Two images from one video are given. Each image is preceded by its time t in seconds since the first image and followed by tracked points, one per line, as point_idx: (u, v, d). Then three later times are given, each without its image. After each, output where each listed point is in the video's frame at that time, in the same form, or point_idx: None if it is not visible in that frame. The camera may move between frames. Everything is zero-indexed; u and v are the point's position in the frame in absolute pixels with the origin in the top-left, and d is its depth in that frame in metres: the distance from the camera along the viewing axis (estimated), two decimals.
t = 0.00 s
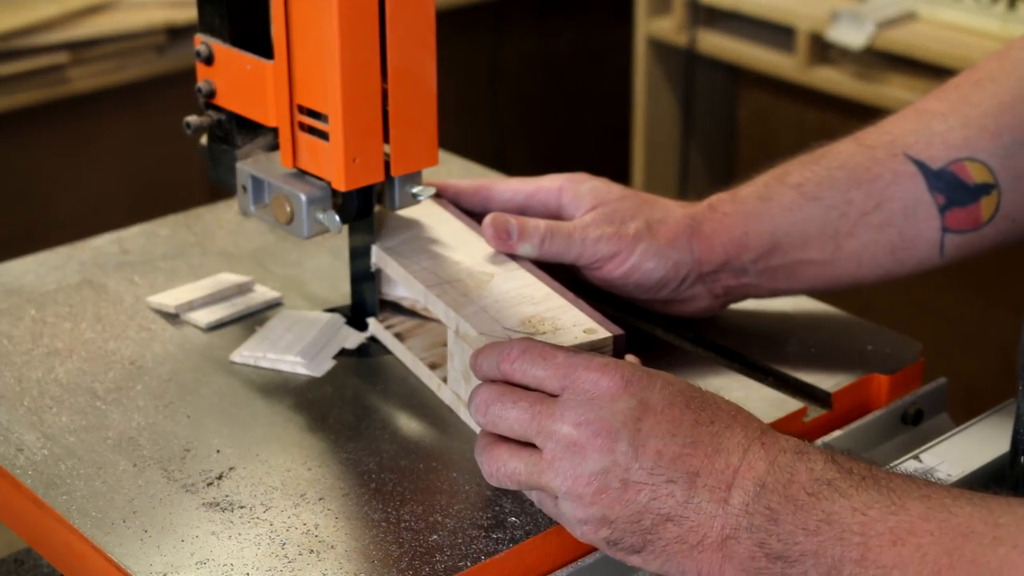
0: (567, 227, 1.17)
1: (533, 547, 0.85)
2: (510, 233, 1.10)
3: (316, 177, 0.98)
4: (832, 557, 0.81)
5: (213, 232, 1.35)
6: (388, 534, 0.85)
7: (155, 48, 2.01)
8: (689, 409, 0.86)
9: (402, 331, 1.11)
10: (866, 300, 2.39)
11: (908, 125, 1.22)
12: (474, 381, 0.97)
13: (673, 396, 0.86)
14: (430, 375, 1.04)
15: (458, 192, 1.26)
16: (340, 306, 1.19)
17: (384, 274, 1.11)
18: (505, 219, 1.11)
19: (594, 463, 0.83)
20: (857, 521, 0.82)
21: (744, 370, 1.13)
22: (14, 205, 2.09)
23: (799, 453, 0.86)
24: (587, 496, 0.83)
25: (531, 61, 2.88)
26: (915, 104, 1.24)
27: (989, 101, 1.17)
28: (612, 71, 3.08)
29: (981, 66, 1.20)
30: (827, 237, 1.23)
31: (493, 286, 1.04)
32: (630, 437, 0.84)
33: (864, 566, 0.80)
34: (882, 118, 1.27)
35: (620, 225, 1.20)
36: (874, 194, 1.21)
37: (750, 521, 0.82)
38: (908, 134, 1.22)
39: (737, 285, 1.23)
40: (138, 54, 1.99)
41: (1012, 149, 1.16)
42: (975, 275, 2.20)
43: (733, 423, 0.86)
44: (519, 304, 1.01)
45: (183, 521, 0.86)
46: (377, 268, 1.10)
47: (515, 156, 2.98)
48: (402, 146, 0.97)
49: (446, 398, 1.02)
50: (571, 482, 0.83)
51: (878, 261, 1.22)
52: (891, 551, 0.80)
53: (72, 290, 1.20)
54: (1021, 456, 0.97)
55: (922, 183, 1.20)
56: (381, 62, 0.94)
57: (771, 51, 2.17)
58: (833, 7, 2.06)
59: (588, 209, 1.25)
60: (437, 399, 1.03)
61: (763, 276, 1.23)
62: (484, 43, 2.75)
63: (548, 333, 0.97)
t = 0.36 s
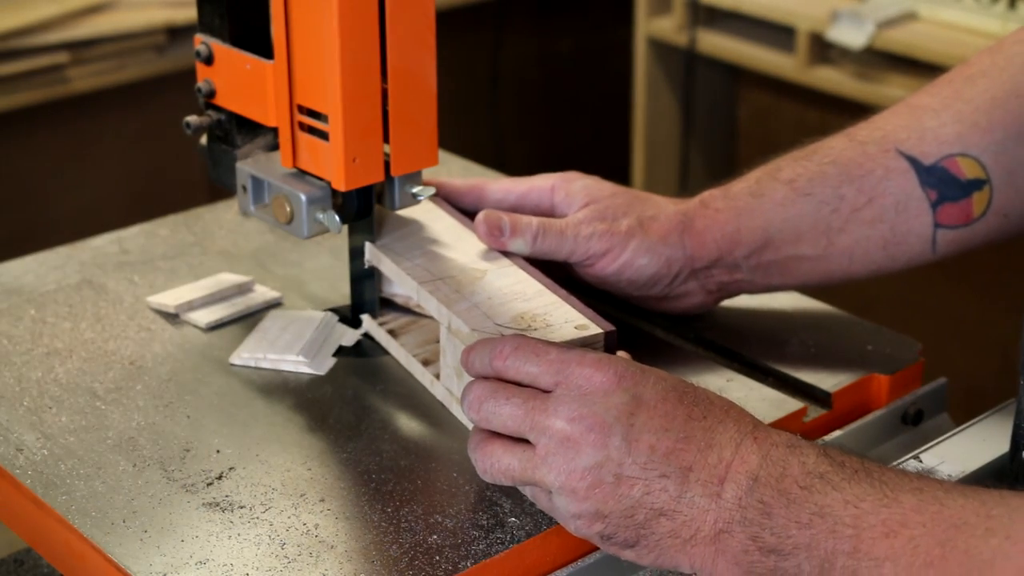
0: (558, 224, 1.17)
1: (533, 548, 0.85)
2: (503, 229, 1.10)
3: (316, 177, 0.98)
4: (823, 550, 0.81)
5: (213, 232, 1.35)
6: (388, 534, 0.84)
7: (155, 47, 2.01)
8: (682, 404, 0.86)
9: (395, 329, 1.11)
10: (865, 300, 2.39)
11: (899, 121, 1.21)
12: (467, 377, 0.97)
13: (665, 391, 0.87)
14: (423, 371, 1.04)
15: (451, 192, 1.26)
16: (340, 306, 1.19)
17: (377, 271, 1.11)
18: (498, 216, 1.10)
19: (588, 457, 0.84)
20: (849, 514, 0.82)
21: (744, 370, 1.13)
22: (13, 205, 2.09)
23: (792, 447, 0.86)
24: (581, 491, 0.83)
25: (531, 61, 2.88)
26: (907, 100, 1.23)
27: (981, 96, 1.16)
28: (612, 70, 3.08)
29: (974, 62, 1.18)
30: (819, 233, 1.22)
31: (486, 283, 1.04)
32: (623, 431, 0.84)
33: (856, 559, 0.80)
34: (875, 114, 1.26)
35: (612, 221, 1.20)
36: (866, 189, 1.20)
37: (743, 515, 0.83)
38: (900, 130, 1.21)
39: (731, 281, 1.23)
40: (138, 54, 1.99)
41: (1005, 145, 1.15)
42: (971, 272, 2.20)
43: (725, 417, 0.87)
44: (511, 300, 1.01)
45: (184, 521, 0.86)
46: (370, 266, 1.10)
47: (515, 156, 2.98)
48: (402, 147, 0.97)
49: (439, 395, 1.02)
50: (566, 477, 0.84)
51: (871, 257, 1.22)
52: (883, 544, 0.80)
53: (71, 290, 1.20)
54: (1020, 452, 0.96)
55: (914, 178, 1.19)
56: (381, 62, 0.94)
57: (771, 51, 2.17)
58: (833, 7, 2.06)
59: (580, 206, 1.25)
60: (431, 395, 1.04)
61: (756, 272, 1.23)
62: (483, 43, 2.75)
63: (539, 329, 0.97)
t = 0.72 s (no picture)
0: (550, 221, 1.17)
1: (533, 548, 0.85)
2: (494, 226, 1.10)
3: (316, 177, 0.98)
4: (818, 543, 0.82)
5: (213, 231, 1.35)
6: (388, 534, 0.84)
7: (154, 47, 2.01)
8: (671, 398, 0.86)
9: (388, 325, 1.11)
10: (865, 300, 2.39)
11: (894, 119, 1.20)
12: (456, 373, 0.98)
13: (655, 386, 0.87)
14: (415, 366, 1.05)
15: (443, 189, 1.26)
16: (341, 306, 1.19)
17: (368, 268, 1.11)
18: (489, 213, 1.10)
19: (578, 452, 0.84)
20: (842, 506, 0.82)
21: (744, 371, 1.13)
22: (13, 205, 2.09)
23: (783, 441, 0.87)
24: (572, 486, 0.83)
25: (531, 60, 2.88)
26: (901, 98, 1.22)
27: (975, 94, 1.15)
28: (612, 69, 3.08)
29: (968, 60, 1.17)
30: (810, 231, 1.21)
31: (478, 279, 1.05)
32: (614, 426, 0.84)
33: (851, 550, 0.81)
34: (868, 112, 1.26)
35: (603, 218, 1.21)
36: (858, 187, 1.19)
37: (734, 508, 0.83)
38: (893, 128, 1.19)
39: (722, 278, 1.23)
40: (137, 54, 1.98)
41: (997, 145, 1.13)
42: (970, 270, 2.21)
43: (716, 412, 0.87)
44: (502, 296, 1.03)
45: (183, 521, 0.86)
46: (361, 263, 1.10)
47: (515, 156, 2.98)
48: (402, 146, 0.97)
49: (430, 390, 1.03)
50: (556, 472, 0.84)
51: (862, 254, 1.20)
52: (877, 536, 0.81)
53: (71, 290, 1.20)
54: None
55: (906, 177, 1.17)
56: (381, 62, 0.94)
57: (771, 51, 2.17)
58: (833, 7, 2.06)
59: (572, 203, 1.25)
60: (422, 391, 1.04)
61: (747, 269, 1.23)
62: (483, 43, 2.75)
63: (529, 326, 0.99)
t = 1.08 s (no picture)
0: (540, 216, 1.17)
1: (532, 548, 0.85)
2: (485, 222, 1.10)
3: (316, 177, 0.98)
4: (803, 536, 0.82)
5: (213, 231, 1.35)
6: (388, 534, 0.84)
7: (154, 47, 2.01)
8: (662, 392, 0.87)
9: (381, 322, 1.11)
10: (864, 300, 2.39)
11: (880, 115, 1.21)
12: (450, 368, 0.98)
13: (646, 379, 0.87)
14: (406, 361, 1.05)
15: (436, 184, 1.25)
16: (340, 306, 1.19)
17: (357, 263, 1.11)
18: (480, 208, 1.11)
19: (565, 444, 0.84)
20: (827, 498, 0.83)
21: (744, 370, 1.12)
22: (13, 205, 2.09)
23: (771, 434, 0.87)
24: (562, 477, 0.84)
25: (531, 60, 2.88)
26: (890, 93, 1.24)
27: (963, 90, 1.16)
28: (612, 70, 3.07)
29: (958, 56, 1.18)
30: (799, 224, 1.21)
31: (469, 273, 1.05)
32: (604, 418, 0.84)
33: (835, 543, 0.81)
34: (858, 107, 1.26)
35: (595, 212, 1.21)
36: (846, 182, 1.20)
37: (722, 501, 0.83)
38: (882, 123, 1.20)
39: (711, 270, 1.24)
40: (137, 54, 1.98)
41: (984, 140, 1.14)
42: (968, 267, 2.21)
43: (706, 406, 0.87)
44: (494, 291, 1.03)
45: (183, 521, 0.86)
46: (353, 257, 1.10)
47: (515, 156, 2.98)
48: (402, 146, 0.97)
49: (422, 384, 1.03)
50: (546, 464, 0.84)
51: (850, 250, 1.21)
52: (861, 529, 0.81)
53: (71, 289, 1.20)
54: None
55: (894, 172, 1.18)
56: (381, 62, 0.94)
57: (771, 51, 2.17)
58: (833, 7, 2.06)
59: (563, 197, 1.25)
60: (414, 386, 1.05)
61: (737, 262, 1.23)
62: (484, 43, 2.75)
63: (521, 319, 0.99)
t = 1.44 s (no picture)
0: (530, 207, 1.17)
1: (531, 549, 0.85)
2: (474, 218, 1.10)
3: (316, 177, 0.98)
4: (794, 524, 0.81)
5: (213, 231, 1.35)
6: (388, 534, 0.84)
7: (154, 47, 2.01)
8: (660, 382, 0.87)
9: (374, 318, 1.12)
10: (867, 300, 2.40)
11: (871, 103, 1.22)
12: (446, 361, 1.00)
13: (646, 369, 0.87)
14: (402, 356, 1.06)
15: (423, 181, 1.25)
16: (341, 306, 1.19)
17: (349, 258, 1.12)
18: (468, 205, 1.10)
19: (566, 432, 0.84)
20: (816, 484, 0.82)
21: (744, 370, 1.12)
22: (14, 205, 2.09)
23: (768, 425, 0.87)
24: (563, 467, 0.84)
25: (531, 60, 2.88)
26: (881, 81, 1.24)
27: (951, 81, 1.16)
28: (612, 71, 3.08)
29: (950, 46, 1.19)
30: (785, 211, 1.23)
31: (464, 268, 1.05)
32: (605, 407, 0.84)
33: (825, 533, 0.80)
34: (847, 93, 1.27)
35: (583, 200, 1.20)
36: (833, 170, 1.21)
37: (717, 491, 0.83)
38: (870, 112, 1.21)
39: (699, 253, 1.25)
40: (136, 54, 1.98)
41: (970, 131, 1.15)
42: (968, 271, 2.21)
43: (704, 398, 0.87)
44: (488, 284, 1.04)
45: (183, 521, 0.85)
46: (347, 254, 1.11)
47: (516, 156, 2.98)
48: (402, 146, 0.97)
49: (418, 378, 1.05)
50: (547, 453, 0.85)
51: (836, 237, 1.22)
52: (850, 518, 0.80)
53: (71, 289, 1.20)
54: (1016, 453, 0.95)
55: (881, 161, 1.20)
56: (381, 62, 0.94)
57: (772, 51, 2.17)
58: (834, 7, 2.06)
59: (551, 185, 1.25)
60: (410, 379, 1.06)
61: (724, 246, 1.25)
62: (484, 43, 2.75)
63: (519, 312, 1.00)
